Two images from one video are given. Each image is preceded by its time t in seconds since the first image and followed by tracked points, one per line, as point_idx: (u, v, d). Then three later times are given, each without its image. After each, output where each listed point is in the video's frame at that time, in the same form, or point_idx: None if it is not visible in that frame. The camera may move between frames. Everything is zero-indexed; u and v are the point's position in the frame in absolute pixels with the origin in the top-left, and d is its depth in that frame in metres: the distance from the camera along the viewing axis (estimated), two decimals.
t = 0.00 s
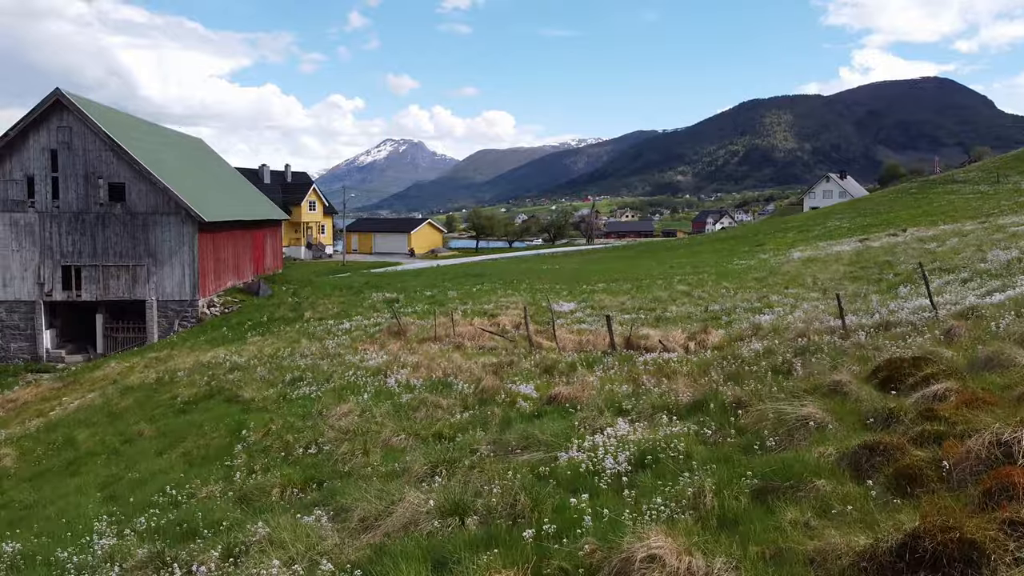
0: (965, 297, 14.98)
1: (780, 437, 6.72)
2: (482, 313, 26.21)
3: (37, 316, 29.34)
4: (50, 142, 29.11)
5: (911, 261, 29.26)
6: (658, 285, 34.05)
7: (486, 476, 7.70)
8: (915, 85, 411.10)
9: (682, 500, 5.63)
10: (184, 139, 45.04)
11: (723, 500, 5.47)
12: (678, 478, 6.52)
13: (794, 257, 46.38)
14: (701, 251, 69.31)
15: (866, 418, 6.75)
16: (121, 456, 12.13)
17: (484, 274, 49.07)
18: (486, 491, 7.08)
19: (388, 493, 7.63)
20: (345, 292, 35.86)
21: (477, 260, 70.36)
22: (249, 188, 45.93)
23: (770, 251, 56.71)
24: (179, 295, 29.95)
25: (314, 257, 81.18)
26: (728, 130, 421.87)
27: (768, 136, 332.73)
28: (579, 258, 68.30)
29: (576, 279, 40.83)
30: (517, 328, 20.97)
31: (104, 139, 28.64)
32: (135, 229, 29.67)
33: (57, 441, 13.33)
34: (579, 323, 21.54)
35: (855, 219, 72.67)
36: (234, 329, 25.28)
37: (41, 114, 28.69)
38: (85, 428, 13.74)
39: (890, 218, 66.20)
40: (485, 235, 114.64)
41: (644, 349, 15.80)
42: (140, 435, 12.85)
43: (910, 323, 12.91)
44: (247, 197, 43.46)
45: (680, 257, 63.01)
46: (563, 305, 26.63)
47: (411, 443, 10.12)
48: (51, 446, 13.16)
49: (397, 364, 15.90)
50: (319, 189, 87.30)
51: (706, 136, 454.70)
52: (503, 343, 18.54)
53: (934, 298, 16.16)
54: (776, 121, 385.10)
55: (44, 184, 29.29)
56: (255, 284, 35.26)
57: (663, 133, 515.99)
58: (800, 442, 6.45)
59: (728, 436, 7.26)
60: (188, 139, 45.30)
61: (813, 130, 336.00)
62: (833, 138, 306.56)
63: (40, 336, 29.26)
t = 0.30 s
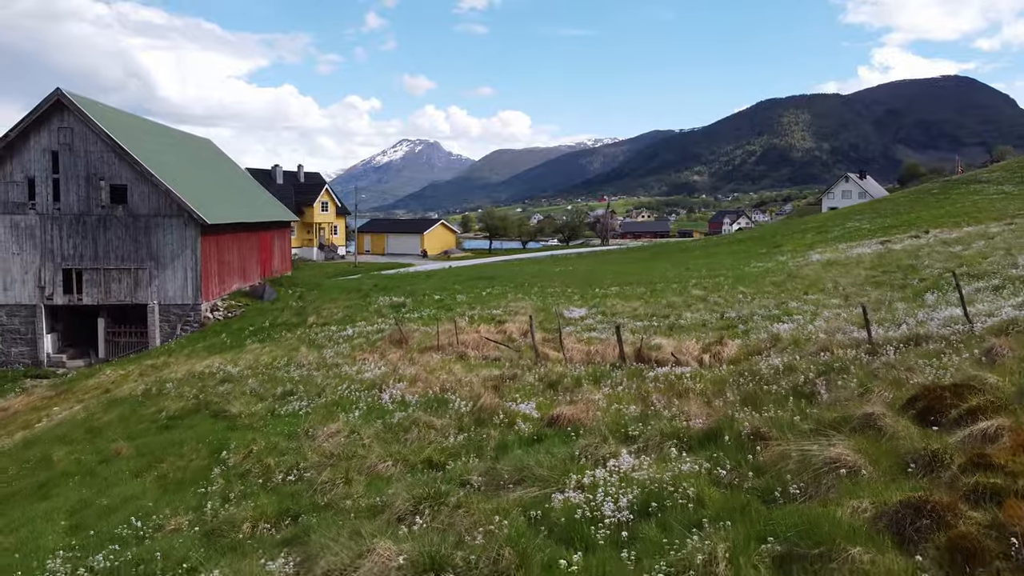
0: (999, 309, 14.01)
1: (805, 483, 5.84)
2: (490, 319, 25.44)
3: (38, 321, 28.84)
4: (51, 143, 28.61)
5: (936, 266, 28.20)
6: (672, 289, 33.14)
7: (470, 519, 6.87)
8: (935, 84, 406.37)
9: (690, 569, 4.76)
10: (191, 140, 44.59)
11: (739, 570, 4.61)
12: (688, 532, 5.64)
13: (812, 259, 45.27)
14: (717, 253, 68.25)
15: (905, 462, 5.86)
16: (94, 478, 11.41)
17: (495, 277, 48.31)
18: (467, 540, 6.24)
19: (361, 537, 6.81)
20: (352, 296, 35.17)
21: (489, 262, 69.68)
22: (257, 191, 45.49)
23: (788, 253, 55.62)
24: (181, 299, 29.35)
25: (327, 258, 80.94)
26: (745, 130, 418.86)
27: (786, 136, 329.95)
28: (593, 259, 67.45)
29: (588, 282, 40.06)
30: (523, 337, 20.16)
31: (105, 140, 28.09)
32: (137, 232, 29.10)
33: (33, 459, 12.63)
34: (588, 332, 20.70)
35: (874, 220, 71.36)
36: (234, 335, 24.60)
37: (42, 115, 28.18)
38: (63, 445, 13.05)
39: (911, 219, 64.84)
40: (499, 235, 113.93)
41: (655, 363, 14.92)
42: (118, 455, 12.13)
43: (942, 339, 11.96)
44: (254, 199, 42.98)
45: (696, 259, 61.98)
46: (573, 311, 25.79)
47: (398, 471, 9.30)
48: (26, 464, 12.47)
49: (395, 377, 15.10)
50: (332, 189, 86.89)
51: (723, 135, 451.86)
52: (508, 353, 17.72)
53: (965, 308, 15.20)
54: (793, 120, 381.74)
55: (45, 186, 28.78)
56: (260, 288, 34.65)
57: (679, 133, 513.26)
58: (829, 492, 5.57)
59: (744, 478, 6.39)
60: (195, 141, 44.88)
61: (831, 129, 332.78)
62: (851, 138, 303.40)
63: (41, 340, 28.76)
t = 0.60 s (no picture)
0: None
1: (840, 550, 4.97)
2: (496, 326, 24.57)
3: (36, 325, 28.26)
4: (49, 144, 28.02)
5: (961, 270, 27.14)
6: (685, 294, 32.15)
7: None
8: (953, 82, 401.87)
9: None
10: (196, 142, 44.11)
11: None
12: None
13: (830, 262, 44.08)
14: (732, 254, 67.11)
15: (957, 526, 4.97)
16: (60, 504, 10.64)
17: (504, 279, 47.49)
18: None
19: None
20: (357, 300, 34.43)
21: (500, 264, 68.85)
22: (262, 192, 44.87)
23: (804, 255, 54.49)
24: (181, 303, 28.70)
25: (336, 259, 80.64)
26: (760, 130, 415.90)
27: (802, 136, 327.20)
28: (605, 261, 66.55)
29: (599, 286, 39.15)
30: (528, 346, 19.29)
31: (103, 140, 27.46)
32: (136, 234, 28.47)
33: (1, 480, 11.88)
34: (596, 342, 19.83)
35: (892, 221, 69.95)
36: (232, 341, 23.87)
37: (39, 115, 27.61)
38: (36, 465, 12.29)
39: (931, 220, 63.43)
40: (512, 236, 113.15)
41: (666, 378, 13.98)
42: (90, 477, 11.36)
43: (978, 357, 10.97)
44: (259, 201, 42.35)
45: (710, 261, 60.96)
46: (583, 317, 24.87)
47: (379, 506, 8.46)
48: None
49: (389, 391, 14.26)
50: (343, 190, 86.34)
51: (737, 135, 448.96)
52: (511, 365, 16.83)
53: (998, 320, 14.21)
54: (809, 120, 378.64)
55: (43, 188, 28.20)
56: (264, 291, 33.95)
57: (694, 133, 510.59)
58: (868, 564, 4.69)
59: (764, 537, 5.51)
60: (199, 142, 44.32)
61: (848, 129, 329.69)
62: (868, 137, 300.38)
63: (39, 345, 28.19)
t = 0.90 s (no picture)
0: None
1: None
2: (501, 333, 23.68)
3: (33, 330, 27.65)
4: (46, 144, 27.43)
5: (987, 275, 26.04)
6: (698, 299, 31.11)
7: None
8: (970, 81, 397.51)
9: None
10: (201, 142, 43.52)
11: None
12: None
13: (849, 265, 42.89)
14: (746, 256, 65.96)
15: None
16: (22, 533, 9.88)
17: (514, 282, 46.65)
18: None
19: None
20: (362, 303, 33.66)
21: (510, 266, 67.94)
22: (267, 193, 44.25)
23: (821, 258, 53.33)
24: (180, 308, 28.01)
25: (346, 260, 80.75)
26: (775, 129, 413.15)
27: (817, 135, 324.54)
28: (617, 263, 65.60)
29: (610, 289, 38.19)
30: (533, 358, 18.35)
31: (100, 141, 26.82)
32: (134, 237, 27.81)
33: None
34: (604, 352, 18.94)
35: (911, 222, 68.52)
36: (230, 348, 23.16)
37: (36, 115, 27.03)
38: (4, 488, 11.56)
39: (950, 221, 62.11)
40: (523, 237, 112.28)
41: (677, 396, 13.01)
42: (57, 503, 10.61)
43: (1022, 379, 9.95)
44: (264, 202, 41.70)
45: (724, 262, 59.87)
46: (592, 324, 23.92)
47: (355, 549, 7.63)
48: None
49: (382, 407, 13.39)
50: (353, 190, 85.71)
51: (752, 134, 445.96)
52: (513, 377, 15.91)
53: None
54: (824, 119, 375.57)
55: (40, 189, 27.62)
56: (266, 295, 33.23)
57: (707, 133, 507.77)
58: None
59: None
60: (204, 143, 43.74)
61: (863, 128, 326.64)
62: (884, 137, 297.44)
63: (35, 350, 27.58)
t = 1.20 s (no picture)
0: None
1: None
2: (504, 341, 22.80)
3: (24, 335, 26.96)
4: (38, 144, 26.77)
5: (1011, 280, 25.01)
6: (709, 304, 30.15)
7: None
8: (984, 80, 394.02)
9: None
10: (202, 142, 42.85)
11: None
12: None
13: (864, 268, 41.82)
14: (757, 258, 64.87)
15: None
16: None
17: (520, 284, 45.76)
18: None
19: None
20: (363, 307, 32.84)
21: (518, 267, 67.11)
22: (270, 194, 43.60)
23: (834, 260, 52.26)
24: (175, 312, 27.28)
25: (353, 261, 80.33)
26: (786, 129, 410.83)
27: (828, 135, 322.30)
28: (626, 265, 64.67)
29: (618, 293, 37.31)
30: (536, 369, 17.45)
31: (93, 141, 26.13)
32: (128, 240, 27.09)
33: None
34: (610, 362, 18.03)
35: (926, 223, 67.31)
36: (223, 355, 22.37)
37: (28, 114, 26.36)
38: None
39: (966, 222, 60.90)
40: (531, 238, 111.41)
41: (687, 415, 12.08)
42: (13, 534, 9.79)
43: None
44: (266, 203, 41.00)
45: (735, 264, 58.87)
46: (598, 331, 22.99)
47: None
48: None
49: (370, 425, 12.51)
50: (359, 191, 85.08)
51: (763, 134, 443.61)
52: (513, 392, 15.00)
53: None
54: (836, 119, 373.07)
55: (32, 191, 26.94)
56: (265, 298, 32.45)
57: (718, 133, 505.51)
58: None
59: None
60: (205, 143, 43.09)
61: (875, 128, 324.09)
62: (896, 136, 295.02)
63: (27, 356, 26.88)
